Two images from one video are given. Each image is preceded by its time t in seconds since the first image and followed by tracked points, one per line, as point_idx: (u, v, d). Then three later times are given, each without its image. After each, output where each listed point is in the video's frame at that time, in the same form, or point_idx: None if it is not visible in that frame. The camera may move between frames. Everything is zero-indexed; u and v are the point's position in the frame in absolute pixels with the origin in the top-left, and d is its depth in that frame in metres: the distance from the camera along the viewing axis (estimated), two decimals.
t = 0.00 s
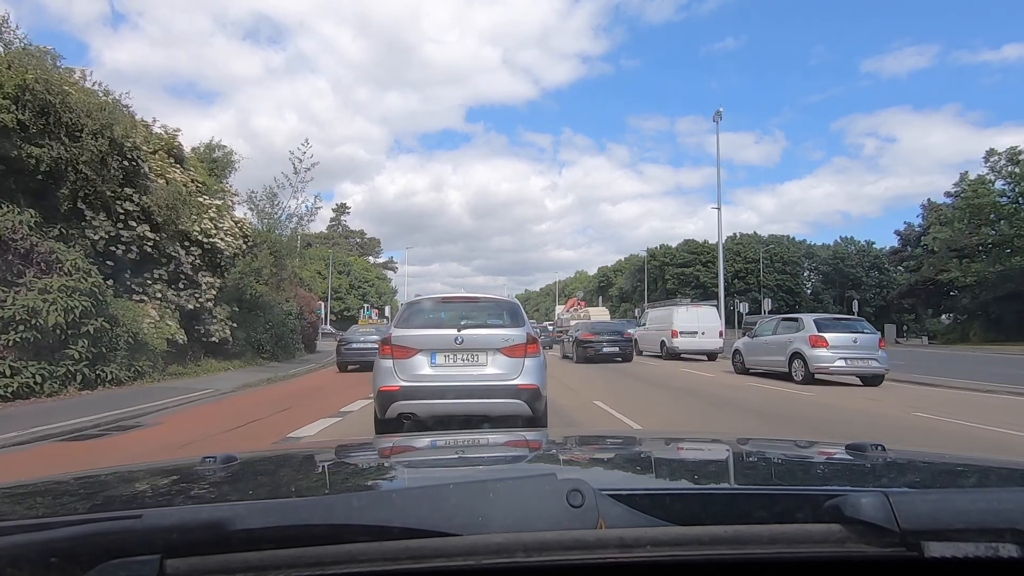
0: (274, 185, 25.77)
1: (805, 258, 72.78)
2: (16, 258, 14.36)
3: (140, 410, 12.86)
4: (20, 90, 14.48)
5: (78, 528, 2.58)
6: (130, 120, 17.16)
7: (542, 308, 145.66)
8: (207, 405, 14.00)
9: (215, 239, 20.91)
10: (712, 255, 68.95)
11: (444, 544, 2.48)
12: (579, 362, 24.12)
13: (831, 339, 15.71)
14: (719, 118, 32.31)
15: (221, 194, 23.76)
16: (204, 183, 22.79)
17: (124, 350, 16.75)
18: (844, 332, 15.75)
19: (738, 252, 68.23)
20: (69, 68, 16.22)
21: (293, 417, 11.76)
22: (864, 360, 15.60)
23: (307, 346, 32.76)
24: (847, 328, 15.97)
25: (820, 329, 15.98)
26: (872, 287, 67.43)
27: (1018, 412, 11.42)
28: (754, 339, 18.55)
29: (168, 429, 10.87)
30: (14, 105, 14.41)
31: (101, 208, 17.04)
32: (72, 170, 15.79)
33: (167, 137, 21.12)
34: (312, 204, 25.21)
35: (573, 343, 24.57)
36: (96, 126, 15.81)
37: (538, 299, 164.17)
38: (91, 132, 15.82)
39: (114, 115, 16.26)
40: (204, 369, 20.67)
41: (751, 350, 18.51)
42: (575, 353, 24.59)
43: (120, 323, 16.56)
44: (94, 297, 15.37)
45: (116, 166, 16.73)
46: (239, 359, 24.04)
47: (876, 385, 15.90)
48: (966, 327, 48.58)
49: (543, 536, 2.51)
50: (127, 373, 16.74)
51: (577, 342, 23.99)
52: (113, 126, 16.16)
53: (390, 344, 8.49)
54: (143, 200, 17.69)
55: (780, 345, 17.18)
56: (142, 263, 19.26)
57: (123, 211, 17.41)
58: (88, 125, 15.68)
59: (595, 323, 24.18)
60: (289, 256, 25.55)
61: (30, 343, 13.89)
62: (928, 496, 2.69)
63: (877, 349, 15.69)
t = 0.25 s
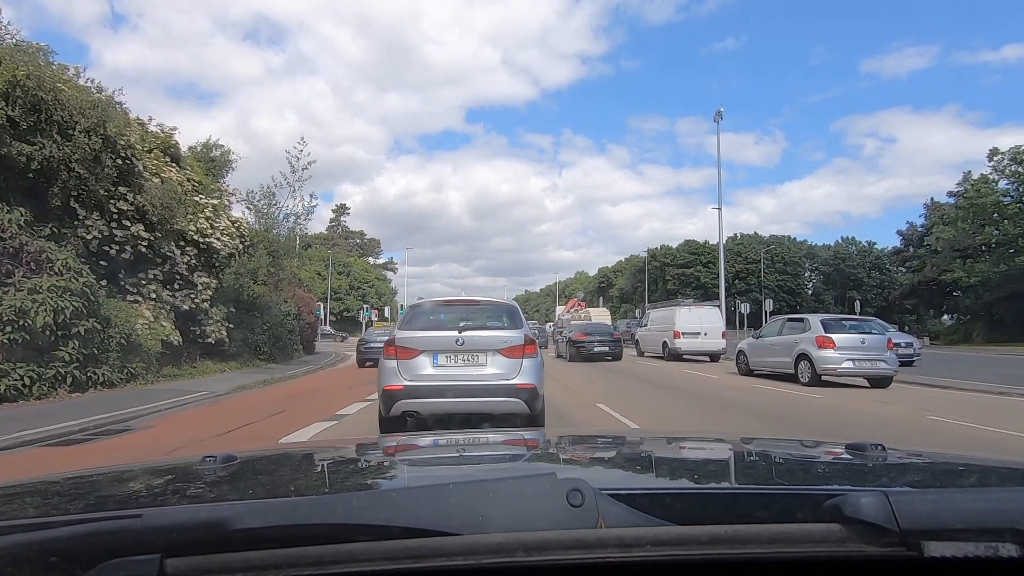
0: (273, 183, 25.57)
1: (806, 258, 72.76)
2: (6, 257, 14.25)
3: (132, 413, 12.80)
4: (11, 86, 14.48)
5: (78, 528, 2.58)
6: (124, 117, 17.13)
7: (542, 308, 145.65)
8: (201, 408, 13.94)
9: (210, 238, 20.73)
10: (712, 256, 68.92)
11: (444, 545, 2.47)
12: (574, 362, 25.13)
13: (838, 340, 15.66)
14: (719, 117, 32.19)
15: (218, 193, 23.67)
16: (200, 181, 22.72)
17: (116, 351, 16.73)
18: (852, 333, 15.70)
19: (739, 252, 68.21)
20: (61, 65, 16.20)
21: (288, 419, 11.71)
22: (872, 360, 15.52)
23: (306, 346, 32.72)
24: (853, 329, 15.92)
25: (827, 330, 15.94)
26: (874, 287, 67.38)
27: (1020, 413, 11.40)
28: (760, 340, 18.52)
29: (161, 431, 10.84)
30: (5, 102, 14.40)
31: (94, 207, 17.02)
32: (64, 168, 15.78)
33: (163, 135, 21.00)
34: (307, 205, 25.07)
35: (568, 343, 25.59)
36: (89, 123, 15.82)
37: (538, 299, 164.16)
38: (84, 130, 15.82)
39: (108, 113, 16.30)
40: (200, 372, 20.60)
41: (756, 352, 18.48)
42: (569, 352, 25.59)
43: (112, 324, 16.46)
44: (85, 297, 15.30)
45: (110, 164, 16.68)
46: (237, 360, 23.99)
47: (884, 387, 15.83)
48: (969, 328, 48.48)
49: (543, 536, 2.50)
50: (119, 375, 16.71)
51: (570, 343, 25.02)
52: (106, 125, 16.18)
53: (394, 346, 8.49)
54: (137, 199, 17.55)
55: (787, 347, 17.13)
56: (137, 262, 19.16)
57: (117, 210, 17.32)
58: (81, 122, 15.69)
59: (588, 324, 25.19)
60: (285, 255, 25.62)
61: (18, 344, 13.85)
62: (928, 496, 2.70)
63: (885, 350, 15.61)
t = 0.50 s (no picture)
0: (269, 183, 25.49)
1: (807, 258, 72.70)
2: None
3: (119, 417, 12.69)
4: None
5: (78, 527, 2.58)
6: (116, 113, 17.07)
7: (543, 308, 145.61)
8: (190, 411, 13.84)
9: (204, 237, 20.70)
10: (713, 256, 68.89)
11: (445, 545, 2.48)
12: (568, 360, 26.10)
13: (849, 341, 15.55)
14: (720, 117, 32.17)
15: (214, 192, 23.53)
16: (195, 181, 22.66)
17: (106, 352, 16.56)
18: (861, 335, 15.62)
19: (740, 252, 68.18)
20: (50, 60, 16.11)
21: (282, 421, 11.67)
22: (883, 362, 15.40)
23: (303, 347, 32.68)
24: (863, 330, 15.82)
25: (836, 330, 15.84)
26: (875, 287, 67.31)
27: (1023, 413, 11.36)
28: (767, 342, 18.46)
29: (150, 435, 10.76)
30: None
31: (84, 206, 16.97)
32: (54, 164, 15.59)
33: (157, 133, 21.15)
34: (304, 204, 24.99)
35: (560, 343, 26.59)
36: (78, 119, 15.71)
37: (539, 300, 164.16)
38: (73, 125, 15.69)
39: (99, 108, 16.22)
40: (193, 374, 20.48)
41: (764, 353, 18.43)
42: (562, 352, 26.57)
43: (101, 324, 16.37)
44: (72, 298, 15.16)
45: (99, 161, 16.65)
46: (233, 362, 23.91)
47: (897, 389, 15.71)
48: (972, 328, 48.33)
49: (543, 535, 2.50)
50: (107, 377, 16.51)
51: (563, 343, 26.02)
52: (95, 120, 16.10)
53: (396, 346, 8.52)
54: (129, 197, 17.71)
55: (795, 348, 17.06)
56: (128, 263, 19.09)
57: (108, 208, 17.35)
58: (70, 118, 15.56)
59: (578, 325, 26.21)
60: (279, 253, 25.68)
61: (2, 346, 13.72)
62: (929, 496, 2.69)
63: (897, 351, 15.48)
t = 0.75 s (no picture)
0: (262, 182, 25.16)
1: (809, 258, 72.56)
2: None
3: (102, 422, 12.41)
4: None
5: (77, 528, 2.58)
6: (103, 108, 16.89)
7: (544, 309, 145.57)
8: (177, 415, 13.57)
9: (197, 236, 20.33)
10: (714, 256, 68.79)
11: (445, 544, 2.48)
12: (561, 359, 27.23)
13: (863, 343, 15.33)
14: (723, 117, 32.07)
15: (207, 189, 23.37)
16: (187, 179, 22.39)
17: (91, 354, 16.10)
18: (876, 336, 15.37)
19: (742, 253, 68.08)
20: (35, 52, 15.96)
21: (277, 424, 11.54)
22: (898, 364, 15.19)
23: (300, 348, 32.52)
24: (879, 331, 15.59)
25: (850, 331, 15.64)
26: (878, 288, 67.15)
27: None
28: (777, 343, 18.34)
29: (137, 440, 10.58)
30: None
31: (70, 203, 16.67)
32: (39, 158, 15.38)
33: (149, 130, 21.13)
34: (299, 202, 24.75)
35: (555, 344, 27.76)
36: (62, 112, 15.50)
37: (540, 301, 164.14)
38: (57, 119, 15.47)
39: (83, 100, 16.09)
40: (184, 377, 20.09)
41: (774, 355, 18.31)
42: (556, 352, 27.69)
43: (85, 324, 15.83)
44: (54, 297, 14.79)
45: (86, 154, 16.47)
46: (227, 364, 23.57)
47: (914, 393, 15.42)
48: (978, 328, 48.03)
49: (543, 535, 2.50)
50: (93, 381, 16.08)
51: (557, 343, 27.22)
52: (78, 112, 15.88)
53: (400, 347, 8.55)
54: (116, 194, 17.38)
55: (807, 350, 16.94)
56: (117, 261, 18.70)
57: (94, 205, 17.02)
58: (54, 112, 15.35)
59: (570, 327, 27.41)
60: (269, 254, 25.86)
61: None
62: (929, 496, 2.69)
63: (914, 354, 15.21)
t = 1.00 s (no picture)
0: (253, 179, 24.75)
1: (812, 258, 72.40)
2: None
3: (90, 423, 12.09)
4: None
5: (77, 528, 2.58)
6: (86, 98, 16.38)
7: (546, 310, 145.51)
8: (166, 418, 13.34)
9: (186, 234, 19.97)
10: (716, 256, 68.71)
11: (445, 544, 2.48)
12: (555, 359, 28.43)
13: (884, 343, 15.25)
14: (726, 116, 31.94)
15: (196, 186, 23.06)
16: (176, 174, 21.94)
17: (70, 357, 15.50)
18: (898, 336, 15.28)
19: (744, 253, 67.99)
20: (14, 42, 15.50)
21: (271, 425, 11.41)
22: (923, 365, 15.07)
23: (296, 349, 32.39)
24: (900, 331, 15.47)
25: (871, 331, 15.52)
26: (881, 288, 67.00)
27: None
28: (791, 345, 18.25)
29: (126, 441, 10.41)
30: None
31: (52, 197, 16.17)
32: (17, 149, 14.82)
33: (137, 124, 20.85)
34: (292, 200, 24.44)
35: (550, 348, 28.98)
36: (42, 100, 15.00)
37: (541, 302, 164.07)
38: (36, 108, 14.94)
39: (65, 90, 15.60)
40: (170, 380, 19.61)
41: (789, 356, 18.18)
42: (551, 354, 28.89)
43: (63, 326, 15.24)
44: (30, 297, 14.18)
45: (66, 146, 15.91)
46: (216, 366, 23.19)
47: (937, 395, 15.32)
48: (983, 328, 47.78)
49: (544, 535, 2.50)
50: (70, 385, 15.43)
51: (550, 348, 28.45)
52: (59, 101, 15.39)
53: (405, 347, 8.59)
54: (100, 188, 16.90)
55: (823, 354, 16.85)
56: (100, 259, 18.23)
57: (76, 200, 16.50)
58: (32, 100, 14.82)
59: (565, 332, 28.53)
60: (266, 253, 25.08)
61: None
62: (929, 496, 2.70)
63: (938, 355, 15.10)
